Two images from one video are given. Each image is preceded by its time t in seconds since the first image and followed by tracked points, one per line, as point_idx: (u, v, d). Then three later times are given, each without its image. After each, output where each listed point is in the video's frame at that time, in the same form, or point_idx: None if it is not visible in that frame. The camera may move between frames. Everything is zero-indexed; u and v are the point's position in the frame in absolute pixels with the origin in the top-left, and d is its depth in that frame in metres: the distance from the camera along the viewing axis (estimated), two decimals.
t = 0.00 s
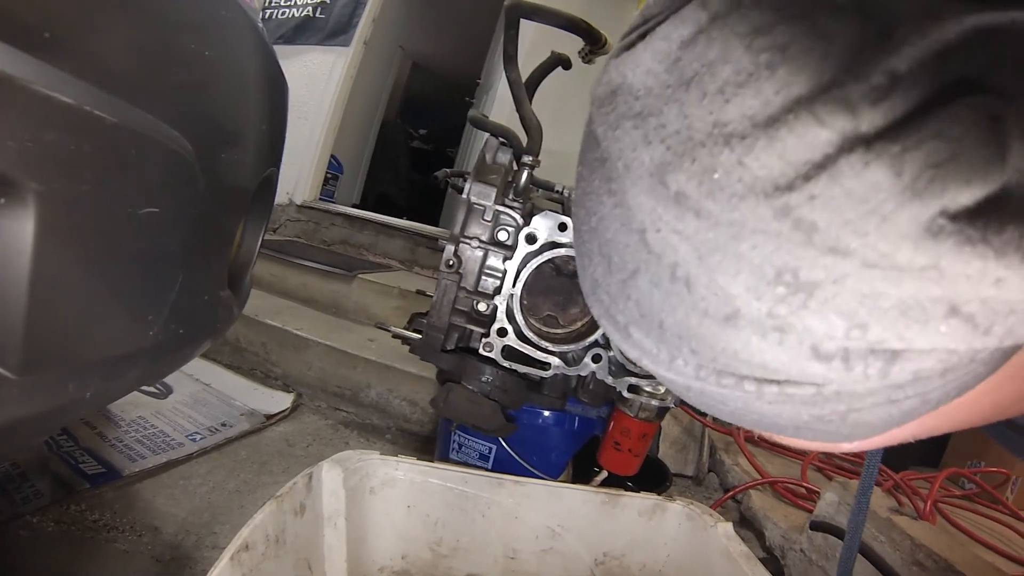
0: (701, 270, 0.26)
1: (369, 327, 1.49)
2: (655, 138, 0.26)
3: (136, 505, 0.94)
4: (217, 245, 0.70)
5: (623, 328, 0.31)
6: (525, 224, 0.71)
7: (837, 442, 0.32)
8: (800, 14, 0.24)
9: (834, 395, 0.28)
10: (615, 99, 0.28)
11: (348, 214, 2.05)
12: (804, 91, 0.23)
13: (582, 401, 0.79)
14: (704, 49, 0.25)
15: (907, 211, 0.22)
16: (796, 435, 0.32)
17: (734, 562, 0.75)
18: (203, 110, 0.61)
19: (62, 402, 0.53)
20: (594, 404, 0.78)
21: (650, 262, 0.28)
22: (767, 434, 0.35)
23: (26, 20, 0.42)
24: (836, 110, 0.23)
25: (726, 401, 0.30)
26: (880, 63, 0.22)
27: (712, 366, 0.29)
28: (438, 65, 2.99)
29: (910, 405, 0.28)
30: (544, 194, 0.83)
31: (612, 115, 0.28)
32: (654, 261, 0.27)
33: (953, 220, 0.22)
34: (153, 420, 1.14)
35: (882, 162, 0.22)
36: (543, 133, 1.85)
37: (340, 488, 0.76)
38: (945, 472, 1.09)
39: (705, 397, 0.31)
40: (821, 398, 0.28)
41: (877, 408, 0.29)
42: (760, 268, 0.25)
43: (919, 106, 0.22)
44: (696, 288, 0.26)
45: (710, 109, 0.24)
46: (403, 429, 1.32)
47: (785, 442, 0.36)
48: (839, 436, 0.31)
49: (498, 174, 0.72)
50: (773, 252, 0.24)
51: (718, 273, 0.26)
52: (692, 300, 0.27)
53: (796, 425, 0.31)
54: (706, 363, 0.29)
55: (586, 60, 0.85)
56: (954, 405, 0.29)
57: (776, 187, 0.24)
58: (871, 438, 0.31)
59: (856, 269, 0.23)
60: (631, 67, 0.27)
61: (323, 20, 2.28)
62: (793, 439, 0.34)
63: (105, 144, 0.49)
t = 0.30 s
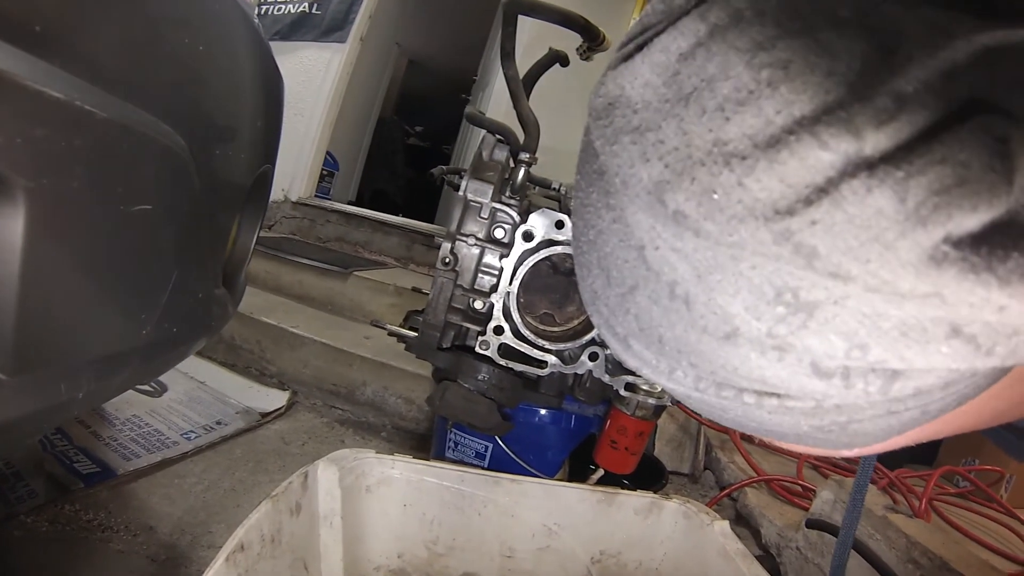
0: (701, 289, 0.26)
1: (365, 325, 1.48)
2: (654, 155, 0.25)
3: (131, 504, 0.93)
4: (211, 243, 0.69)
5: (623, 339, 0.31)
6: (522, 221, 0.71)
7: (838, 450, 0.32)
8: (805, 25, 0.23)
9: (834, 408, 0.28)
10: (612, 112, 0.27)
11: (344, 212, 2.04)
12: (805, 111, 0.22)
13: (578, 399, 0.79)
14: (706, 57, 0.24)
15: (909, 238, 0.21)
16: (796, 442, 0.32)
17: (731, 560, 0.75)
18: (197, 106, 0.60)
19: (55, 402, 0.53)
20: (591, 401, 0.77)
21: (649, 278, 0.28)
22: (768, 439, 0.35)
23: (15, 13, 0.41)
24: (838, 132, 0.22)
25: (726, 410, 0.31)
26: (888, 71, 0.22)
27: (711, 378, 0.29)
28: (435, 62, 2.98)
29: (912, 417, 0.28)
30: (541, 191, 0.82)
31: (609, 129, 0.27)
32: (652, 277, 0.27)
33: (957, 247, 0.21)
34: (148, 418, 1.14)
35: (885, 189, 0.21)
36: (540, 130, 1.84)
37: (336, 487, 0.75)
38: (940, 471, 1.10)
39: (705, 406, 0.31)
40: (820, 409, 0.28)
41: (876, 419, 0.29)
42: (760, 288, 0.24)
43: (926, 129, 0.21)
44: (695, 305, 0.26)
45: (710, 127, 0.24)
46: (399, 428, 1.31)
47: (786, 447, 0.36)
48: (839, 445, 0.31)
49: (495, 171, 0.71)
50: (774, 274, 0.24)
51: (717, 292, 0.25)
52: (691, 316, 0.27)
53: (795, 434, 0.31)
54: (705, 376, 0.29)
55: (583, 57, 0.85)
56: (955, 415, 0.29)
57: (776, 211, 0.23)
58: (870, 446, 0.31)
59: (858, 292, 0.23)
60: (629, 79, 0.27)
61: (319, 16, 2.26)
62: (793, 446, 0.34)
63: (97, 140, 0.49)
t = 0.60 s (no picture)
0: (709, 299, 0.26)
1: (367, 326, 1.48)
2: (662, 162, 0.25)
3: (134, 504, 0.94)
4: (215, 244, 0.70)
5: (627, 347, 0.31)
6: (525, 223, 0.71)
7: (842, 454, 0.32)
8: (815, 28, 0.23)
9: (840, 415, 0.28)
10: (617, 117, 0.27)
11: (347, 213, 2.04)
12: (818, 119, 0.22)
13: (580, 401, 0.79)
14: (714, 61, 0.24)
15: (925, 250, 0.21)
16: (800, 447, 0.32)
17: (733, 562, 0.75)
18: (200, 108, 0.61)
19: (58, 401, 0.53)
20: (593, 403, 0.77)
21: (655, 287, 0.27)
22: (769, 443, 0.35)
23: (21, 15, 0.42)
24: (852, 142, 0.21)
25: (731, 417, 0.30)
26: (901, 75, 0.22)
27: (717, 387, 0.29)
28: (437, 64, 2.98)
29: (916, 422, 0.28)
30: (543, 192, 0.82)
31: (615, 135, 0.27)
32: (659, 287, 0.27)
33: (971, 257, 0.21)
34: (151, 418, 1.14)
35: (901, 199, 0.21)
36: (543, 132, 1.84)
37: (338, 487, 0.75)
38: (943, 474, 1.09)
39: (709, 411, 0.31)
40: (826, 417, 0.28)
41: (881, 425, 0.29)
42: (770, 298, 0.24)
43: (940, 139, 0.21)
44: (703, 316, 0.26)
45: (721, 134, 0.24)
46: (401, 429, 1.31)
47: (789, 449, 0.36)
48: (842, 449, 0.31)
49: (498, 173, 0.72)
50: (786, 285, 0.24)
51: (726, 303, 0.25)
52: (699, 326, 0.27)
53: (801, 440, 0.31)
54: (711, 384, 0.29)
55: (586, 59, 0.85)
56: (958, 421, 0.29)
57: (790, 222, 0.23)
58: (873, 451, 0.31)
59: (871, 303, 0.23)
60: (634, 83, 0.26)
61: (322, 18, 2.27)
62: (794, 451, 0.34)
63: (103, 142, 0.49)
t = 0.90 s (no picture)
0: (721, 260, 0.24)
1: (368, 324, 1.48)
2: (671, 120, 0.24)
3: (134, 503, 0.93)
4: (214, 242, 0.69)
5: (631, 324, 0.29)
6: (525, 220, 0.70)
7: (852, 441, 0.30)
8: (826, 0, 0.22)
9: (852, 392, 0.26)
10: (625, 84, 0.25)
11: (347, 211, 2.04)
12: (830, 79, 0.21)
13: (581, 399, 0.78)
14: (718, 25, 0.23)
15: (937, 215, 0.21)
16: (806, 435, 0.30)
17: (734, 561, 0.75)
18: (197, 105, 0.60)
19: (55, 401, 0.52)
20: (594, 402, 0.77)
21: (662, 252, 0.25)
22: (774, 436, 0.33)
23: (14, 12, 0.41)
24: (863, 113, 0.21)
25: (738, 400, 0.28)
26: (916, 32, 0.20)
27: (725, 362, 0.27)
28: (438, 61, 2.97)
29: (930, 403, 0.26)
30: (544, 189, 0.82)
31: (622, 100, 0.26)
32: (666, 249, 0.25)
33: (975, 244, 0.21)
34: (151, 417, 1.14)
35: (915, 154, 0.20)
36: (543, 129, 1.84)
37: (337, 486, 0.75)
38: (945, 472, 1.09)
39: (715, 393, 0.29)
40: (839, 396, 0.26)
41: (895, 407, 0.26)
42: (783, 259, 0.23)
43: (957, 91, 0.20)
44: (714, 280, 0.24)
45: (732, 91, 0.22)
46: (401, 427, 1.31)
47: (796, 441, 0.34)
48: (851, 435, 0.29)
49: (498, 169, 0.71)
50: (799, 240, 0.22)
51: (739, 264, 0.24)
52: (707, 290, 0.25)
53: (810, 424, 0.28)
54: (719, 360, 0.27)
55: (587, 55, 0.84)
56: (971, 407, 0.28)
57: (804, 170, 0.22)
58: (884, 439, 0.29)
59: (887, 257, 0.22)
60: (642, 48, 0.25)
61: (323, 16, 2.26)
62: (801, 441, 0.32)
63: (98, 140, 0.49)
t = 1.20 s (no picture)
0: (739, 219, 0.24)
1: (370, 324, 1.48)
2: (688, 83, 0.24)
3: (137, 502, 0.94)
4: (218, 241, 0.69)
5: (641, 299, 0.28)
6: (529, 221, 0.70)
7: (860, 427, 0.29)
8: (834, 9, 0.22)
9: (867, 363, 0.25)
10: (641, 50, 0.26)
11: (349, 210, 2.04)
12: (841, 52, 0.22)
13: (584, 400, 0.78)
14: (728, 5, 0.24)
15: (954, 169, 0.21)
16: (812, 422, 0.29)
17: (737, 562, 0.75)
18: (202, 104, 0.60)
19: (58, 400, 0.53)
20: (597, 402, 0.77)
21: (678, 215, 0.25)
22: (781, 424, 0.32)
23: (19, 11, 0.42)
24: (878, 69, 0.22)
25: (749, 378, 0.27)
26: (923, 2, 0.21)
27: (738, 332, 0.26)
28: (441, 61, 2.97)
29: (941, 382, 0.26)
30: (548, 191, 0.82)
31: (638, 65, 0.26)
32: (682, 211, 0.25)
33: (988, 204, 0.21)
34: (154, 416, 1.14)
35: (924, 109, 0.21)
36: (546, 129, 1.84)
37: (340, 486, 0.75)
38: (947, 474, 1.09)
39: (724, 372, 0.28)
40: (854, 367, 0.25)
41: (905, 383, 0.26)
42: (800, 216, 0.23)
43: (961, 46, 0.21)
44: (730, 242, 0.24)
45: (746, 53, 0.23)
46: (403, 426, 1.31)
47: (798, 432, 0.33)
48: (859, 417, 0.28)
49: (502, 169, 0.71)
50: (816, 195, 0.23)
51: (756, 221, 0.24)
52: (723, 251, 0.24)
53: (822, 403, 0.28)
54: (732, 331, 0.26)
55: (592, 55, 0.84)
56: (978, 398, 0.28)
57: (821, 124, 0.22)
58: (890, 427, 0.29)
59: (905, 211, 0.22)
60: (659, 18, 0.25)
61: (325, 15, 2.26)
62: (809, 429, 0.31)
63: (103, 138, 0.49)
